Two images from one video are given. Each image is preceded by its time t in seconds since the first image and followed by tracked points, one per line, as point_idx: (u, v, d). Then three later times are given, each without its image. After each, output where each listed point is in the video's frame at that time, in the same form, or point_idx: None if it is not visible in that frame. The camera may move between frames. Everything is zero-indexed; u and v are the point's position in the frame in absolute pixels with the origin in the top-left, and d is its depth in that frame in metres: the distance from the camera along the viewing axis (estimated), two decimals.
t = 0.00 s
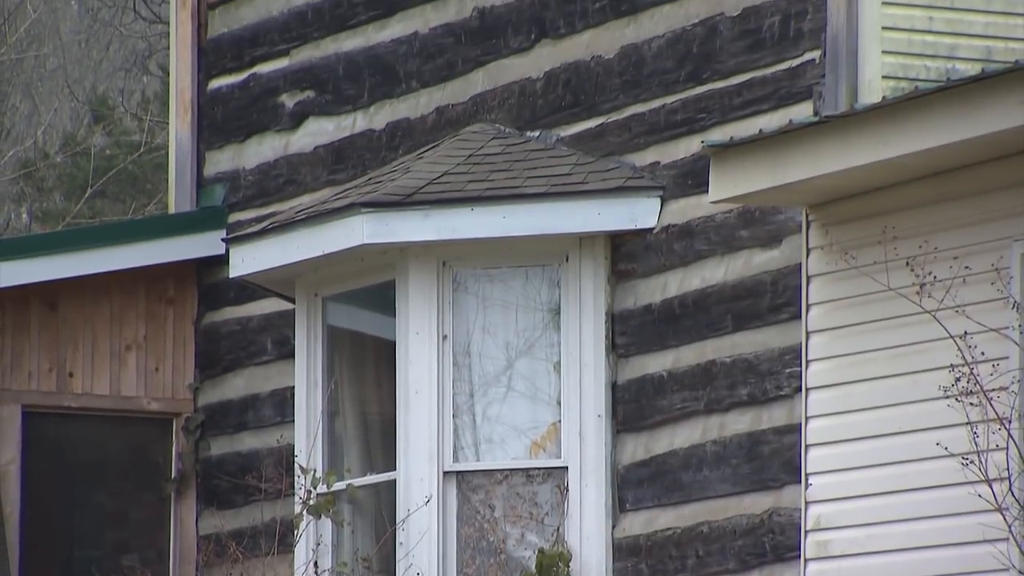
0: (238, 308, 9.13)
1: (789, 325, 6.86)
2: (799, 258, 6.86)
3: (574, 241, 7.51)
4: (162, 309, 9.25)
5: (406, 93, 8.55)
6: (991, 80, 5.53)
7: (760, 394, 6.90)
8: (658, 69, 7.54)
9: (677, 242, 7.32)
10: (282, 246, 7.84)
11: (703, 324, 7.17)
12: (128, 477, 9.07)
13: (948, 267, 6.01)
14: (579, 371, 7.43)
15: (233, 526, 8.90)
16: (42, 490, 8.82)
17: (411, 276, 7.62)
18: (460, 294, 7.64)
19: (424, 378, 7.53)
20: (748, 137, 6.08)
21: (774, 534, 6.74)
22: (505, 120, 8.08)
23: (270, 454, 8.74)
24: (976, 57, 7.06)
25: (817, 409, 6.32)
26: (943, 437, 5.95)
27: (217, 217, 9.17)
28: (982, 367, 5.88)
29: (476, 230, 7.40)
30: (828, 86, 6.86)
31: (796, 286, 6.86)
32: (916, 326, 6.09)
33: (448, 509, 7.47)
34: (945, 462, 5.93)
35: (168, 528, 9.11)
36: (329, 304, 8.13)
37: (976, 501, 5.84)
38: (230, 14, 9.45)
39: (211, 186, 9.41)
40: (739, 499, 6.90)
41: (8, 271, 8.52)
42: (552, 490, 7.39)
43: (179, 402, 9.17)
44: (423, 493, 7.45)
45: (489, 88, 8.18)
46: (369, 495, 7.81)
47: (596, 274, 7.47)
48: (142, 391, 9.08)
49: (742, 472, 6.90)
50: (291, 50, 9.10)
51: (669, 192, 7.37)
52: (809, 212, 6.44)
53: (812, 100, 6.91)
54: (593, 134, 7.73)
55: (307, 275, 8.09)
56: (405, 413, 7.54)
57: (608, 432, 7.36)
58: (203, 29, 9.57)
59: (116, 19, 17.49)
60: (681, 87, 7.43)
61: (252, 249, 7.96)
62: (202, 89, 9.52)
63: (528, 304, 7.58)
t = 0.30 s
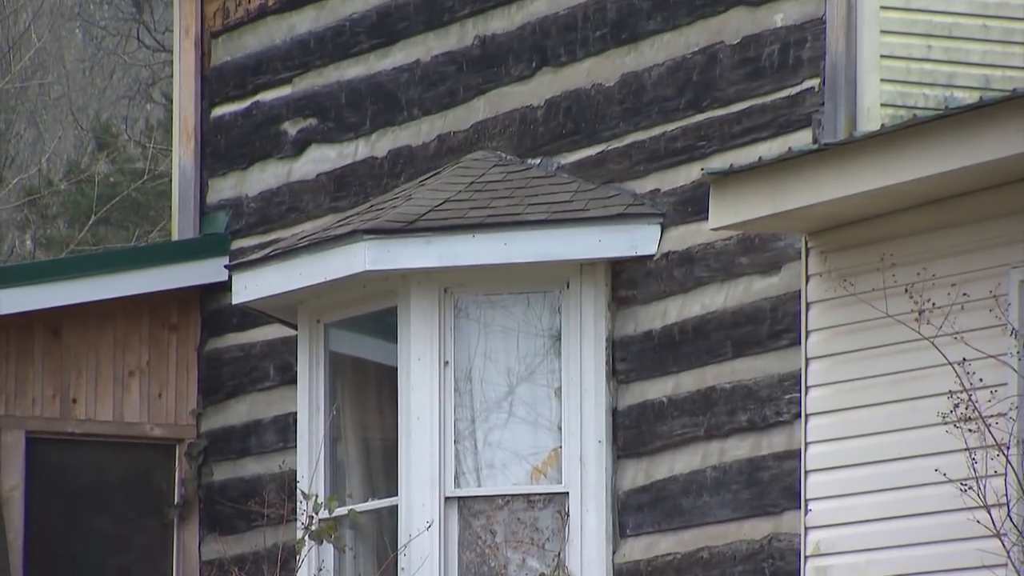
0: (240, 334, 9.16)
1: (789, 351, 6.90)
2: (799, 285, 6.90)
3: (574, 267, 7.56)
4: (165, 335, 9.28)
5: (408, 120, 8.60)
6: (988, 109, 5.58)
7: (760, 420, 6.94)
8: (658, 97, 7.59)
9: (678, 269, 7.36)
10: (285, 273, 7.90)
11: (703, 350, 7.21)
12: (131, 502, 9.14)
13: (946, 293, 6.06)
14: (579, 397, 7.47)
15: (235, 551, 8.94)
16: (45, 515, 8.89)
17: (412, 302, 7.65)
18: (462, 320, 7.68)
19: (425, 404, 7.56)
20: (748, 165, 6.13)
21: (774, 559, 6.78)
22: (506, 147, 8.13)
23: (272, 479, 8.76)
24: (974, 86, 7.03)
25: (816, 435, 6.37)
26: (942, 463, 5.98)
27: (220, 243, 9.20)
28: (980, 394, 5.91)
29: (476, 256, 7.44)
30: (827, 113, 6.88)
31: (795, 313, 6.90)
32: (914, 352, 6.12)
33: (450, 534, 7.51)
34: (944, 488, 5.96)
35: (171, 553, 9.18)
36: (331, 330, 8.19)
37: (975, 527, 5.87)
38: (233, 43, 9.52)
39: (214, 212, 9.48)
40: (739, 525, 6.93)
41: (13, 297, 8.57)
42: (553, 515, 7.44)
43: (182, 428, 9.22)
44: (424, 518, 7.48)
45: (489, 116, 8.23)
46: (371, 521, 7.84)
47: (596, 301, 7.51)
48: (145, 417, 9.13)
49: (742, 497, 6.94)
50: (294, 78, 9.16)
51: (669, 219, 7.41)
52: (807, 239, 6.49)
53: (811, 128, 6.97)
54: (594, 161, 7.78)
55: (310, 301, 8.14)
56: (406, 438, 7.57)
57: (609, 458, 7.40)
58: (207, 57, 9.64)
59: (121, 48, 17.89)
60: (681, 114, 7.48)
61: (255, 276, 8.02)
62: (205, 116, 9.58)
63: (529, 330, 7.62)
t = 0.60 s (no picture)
0: (242, 367, 9.21)
1: (788, 384, 6.94)
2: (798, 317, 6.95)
3: (574, 300, 7.59)
4: (167, 368, 9.31)
5: (409, 154, 8.66)
6: (988, 142, 5.62)
7: (759, 452, 6.98)
8: (657, 130, 7.64)
9: (677, 302, 7.40)
10: (287, 306, 7.94)
11: (703, 382, 7.25)
12: (134, 534, 9.16)
13: (944, 326, 6.09)
14: (579, 429, 7.49)
15: None
16: (48, 547, 8.93)
17: (412, 335, 7.69)
18: (462, 352, 7.71)
19: (426, 436, 7.58)
20: (748, 198, 6.16)
21: None
22: (506, 181, 8.19)
23: (275, 512, 8.81)
24: (972, 120, 7.08)
25: (815, 467, 6.40)
26: (940, 495, 6.02)
27: (224, 276, 9.25)
28: (978, 427, 5.94)
29: (477, 289, 7.48)
30: (826, 146, 6.94)
31: (794, 345, 6.94)
32: (913, 385, 6.16)
33: (450, 566, 7.53)
34: (943, 520, 6.00)
35: None
36: (332, 363, 8.22)
37: (974, 559, 5.90)
38: (235, 77, 9.59)
39: (216, 245, 9.52)
40: (739, 556, 6.97)
41: (17, 330, 8.62)
42: (553, 547, 7.45)
43: (184, 459, 9.23)
44: (424, 550, 7.50)
45: (489, 150, 8.29)
46: (372, 553, 7.86)
47: (596, 333, 7.55)
48: (147, 449, 9.15)
49: (741, 529, 6.98)
50: (296, 111, 9.22)
51: (668, 252, 7.46)
52: (807, 272, 6.53)
53: (810, 161, 7.01)
54: (594, 195, 7.83)
55: (312, 334, 8.18)
56: (407, 470, 7.59)
57: (609, 489, 7.43)
58: (208, 91, 9.71)
59: (123, 81, 18.46)
60: (680, 148, 7.53)
61: (256, 308, 8.05)
62: (207, 151, 9.64)
63: (529, 362, 7.65)
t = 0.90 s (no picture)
0: (243, 402, 9.23)
1: (786, 418, 6.98)
2: (796, 352, 6.99)
3: (574, 334, 7.64)
4: (168, 403, 9.35)
5: (409, 189, 8.72)
6: (983, 179, 5.65)
7: (758, 486, 7.01)
8: (656, 166, 7.70)
9: (676, 336, 7.44)
10: (287, 341, 7.98)
11: (701, 417, 7.29)
12: (135, 568, 9.22)
13: (942, 361, 6.13)
14: (578, 463, 7.54)
15: None
16: None
17: (412, 369, 7.71)
18: (462, 387, 7.75)
19: (426, 470, 7.61)
20: (746, 234, 6.21)
21: None
22: (506, 217, 8.24)
23: (275, 546, 8.83)
24: (968, 156, 7.04)
25: (812, 502, 6.45)
26: (937, 529, 6.06)
27: (224, 311, 9.31)
28: (975, 462, 5.97)
29: (477, 325, 7.51)
30: (824, 183, 6.98)
31: (793, 380, 6.98)
32: (911, 419, 6.19)
33: None
34: (939, 554, 6.03)
35: None
36: (333, 398, 8.26)
37: None
38: (237, 113, 9.66)
39: (217, 280, 9.58)
40: None
41: (18, 365, 8.65)
42: None
43: (185, 493, 9.29)
44: None
45: (489, 186, 8.35)
46: None
47: (595, 368, 7.59)
48: (148, 483, 9.20)
49: (740, 563, 7.01)
50: (297, 148, 9.30)
51: (667, 287, 7.51)
52: (805, 307, 6.59)
53: (807, 198, 7.08)
54: (593, 231, 7.88)
55: (312, 369, 8.23)
56: (407, 503, 7.61)
57: (608, 523, 7.47)
58: (210, 128, 9.79)
59: (124, 117, 18.91)
60: (678, 184, 7.59)
61: (257, 343, 8.10)
62: (208, 187, 9.71)
63: (529, 397, 7.70)
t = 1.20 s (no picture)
0: (246, 437, 9.34)
1: (786, 453, 7.00)
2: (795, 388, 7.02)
3: (574, 369, 7.67)
4: (171, 437, 9.44)
5: (410, 226, 8.78)
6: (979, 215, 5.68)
7: (757, 521, 7.04)
8: (656, 203, 7.75)
9: (676, 371, 7.49)
10: (289, 375, 8.02)
11: (701, 452, 7.33)
12: None
13: (940, 396, 6.17)
14: (578, 498, 7.57)
15: None
16: None
17: (413, 405, 7.76)
18: (462, 422, 7.79)
19: (427, 504, 7.66)
20: (746, 269, 6.26)
21: None
22: (506, 252, 8.30)
23: None
24: (967, 193, 6.97)
25: (811, 536, 6.51)
26: (936, 564, 6.07)
27: (226, 346, 9.41)
28: (974, 496, 5.99)
29: (477, 360, 7.54)
30: (822, 220, 6.91)
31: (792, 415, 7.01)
32: (909, 454, 6.23)
33: None
34: None
35: None
36: (334, 432, 8.30)
37: None
38: (239, 150, 9.80)
39: (219, 316, 9.72)
40: None
41: (23, 401, 8.66)
42: None
43: (187, 527, 9.38)
44: None
45: (489, 222, 8.41)
46: None
47: (595, 403, 7.62)
48: (151, 518, 9.24)
49: None
50: (298, 184, 9.40)
51: (666, 322, 7.56)
52: (802, 343, 6.66)
53: (806, 234, 7.08)
54: (593, 266, 7.93)
55: (313, 404, 8.28)
56: (408, 537, 7.66)
57: (608, 558, 7.50)
58: (213, 164, 9.93)
59: (127, 154, 19.50)
60: (678, 220, 7.64)
61: (259, 378, 8.17)
62: (211, 223, 9.86)
63: (529, 431, 7.74)
